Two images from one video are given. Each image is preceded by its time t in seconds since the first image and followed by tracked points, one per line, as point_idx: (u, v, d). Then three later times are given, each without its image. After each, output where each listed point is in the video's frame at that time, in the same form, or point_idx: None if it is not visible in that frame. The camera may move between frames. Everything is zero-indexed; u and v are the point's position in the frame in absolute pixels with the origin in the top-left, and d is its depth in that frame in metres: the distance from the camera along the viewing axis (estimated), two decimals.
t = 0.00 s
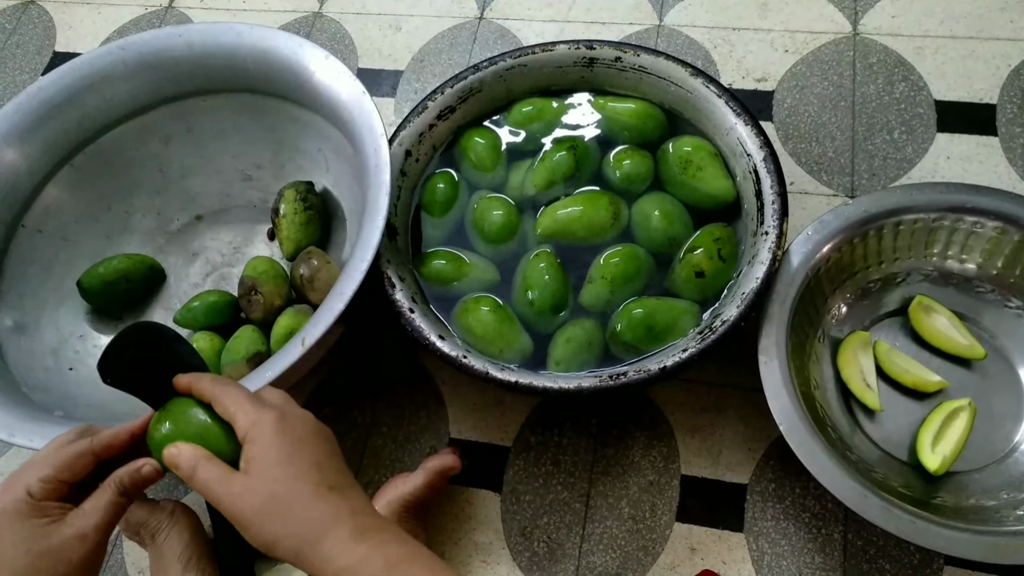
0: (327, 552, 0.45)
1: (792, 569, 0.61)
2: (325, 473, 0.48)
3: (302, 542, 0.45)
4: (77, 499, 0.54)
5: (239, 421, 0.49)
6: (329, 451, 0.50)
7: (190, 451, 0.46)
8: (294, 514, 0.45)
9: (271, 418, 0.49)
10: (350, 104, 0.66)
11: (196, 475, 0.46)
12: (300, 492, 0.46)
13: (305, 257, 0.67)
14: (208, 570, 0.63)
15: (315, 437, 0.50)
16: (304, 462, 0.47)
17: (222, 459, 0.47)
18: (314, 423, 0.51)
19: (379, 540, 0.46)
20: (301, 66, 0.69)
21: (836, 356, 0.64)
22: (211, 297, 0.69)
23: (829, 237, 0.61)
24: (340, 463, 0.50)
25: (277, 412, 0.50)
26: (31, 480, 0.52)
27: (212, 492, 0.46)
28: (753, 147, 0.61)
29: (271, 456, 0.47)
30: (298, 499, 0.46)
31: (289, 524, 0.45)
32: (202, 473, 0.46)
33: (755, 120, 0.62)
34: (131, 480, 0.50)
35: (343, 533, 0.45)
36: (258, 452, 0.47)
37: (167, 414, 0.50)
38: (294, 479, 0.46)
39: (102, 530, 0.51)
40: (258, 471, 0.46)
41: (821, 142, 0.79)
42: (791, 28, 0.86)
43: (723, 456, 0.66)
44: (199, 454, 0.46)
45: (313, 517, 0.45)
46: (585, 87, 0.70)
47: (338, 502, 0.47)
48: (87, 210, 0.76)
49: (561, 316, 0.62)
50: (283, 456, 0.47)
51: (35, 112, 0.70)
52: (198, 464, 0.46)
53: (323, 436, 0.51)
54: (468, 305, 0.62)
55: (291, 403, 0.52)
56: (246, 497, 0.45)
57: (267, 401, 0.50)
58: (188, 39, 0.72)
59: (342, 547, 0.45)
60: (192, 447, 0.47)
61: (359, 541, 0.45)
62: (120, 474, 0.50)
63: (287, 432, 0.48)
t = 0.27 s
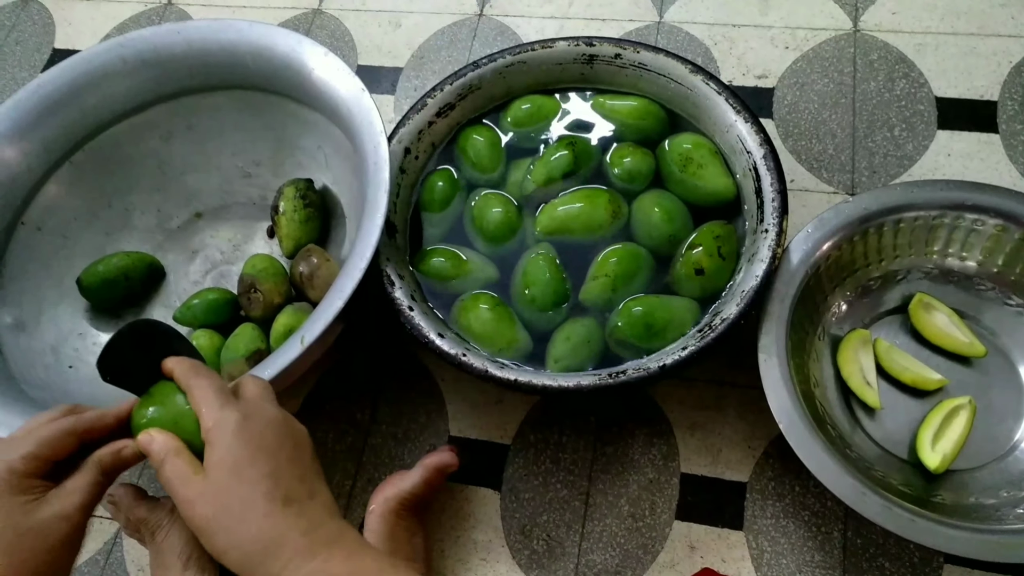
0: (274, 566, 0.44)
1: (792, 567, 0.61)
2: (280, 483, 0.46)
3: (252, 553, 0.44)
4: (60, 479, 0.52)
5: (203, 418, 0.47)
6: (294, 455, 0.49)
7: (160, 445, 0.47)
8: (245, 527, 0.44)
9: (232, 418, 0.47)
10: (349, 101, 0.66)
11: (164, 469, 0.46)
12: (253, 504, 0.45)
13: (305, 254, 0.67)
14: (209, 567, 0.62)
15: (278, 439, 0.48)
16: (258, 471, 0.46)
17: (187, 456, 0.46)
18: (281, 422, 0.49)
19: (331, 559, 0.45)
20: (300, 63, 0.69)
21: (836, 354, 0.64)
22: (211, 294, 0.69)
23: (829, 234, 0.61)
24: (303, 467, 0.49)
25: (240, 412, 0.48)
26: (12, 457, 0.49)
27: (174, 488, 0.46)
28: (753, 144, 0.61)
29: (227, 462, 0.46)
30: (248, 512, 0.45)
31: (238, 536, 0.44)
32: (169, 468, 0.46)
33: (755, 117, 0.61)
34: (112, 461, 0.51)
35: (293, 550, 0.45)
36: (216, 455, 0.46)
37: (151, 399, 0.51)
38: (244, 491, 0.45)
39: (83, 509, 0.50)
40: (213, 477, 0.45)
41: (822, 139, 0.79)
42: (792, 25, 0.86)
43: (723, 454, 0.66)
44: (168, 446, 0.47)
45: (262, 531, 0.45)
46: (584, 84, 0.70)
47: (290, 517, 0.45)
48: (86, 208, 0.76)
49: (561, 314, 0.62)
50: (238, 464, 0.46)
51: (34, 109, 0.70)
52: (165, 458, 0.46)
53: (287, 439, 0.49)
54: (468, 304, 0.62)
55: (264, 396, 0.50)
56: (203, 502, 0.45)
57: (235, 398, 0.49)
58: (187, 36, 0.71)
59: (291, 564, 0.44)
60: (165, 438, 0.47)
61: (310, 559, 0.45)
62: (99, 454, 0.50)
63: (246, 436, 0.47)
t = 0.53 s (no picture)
0: (274, 556, 0.44)
1: (793, 564, 0.61)
2: (285, 475, 0.46)
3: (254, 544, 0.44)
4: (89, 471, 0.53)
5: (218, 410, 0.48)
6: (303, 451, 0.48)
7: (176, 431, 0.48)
8: (249, 518, 0.44)
9: (244, 410, 0.48)
10: (351, 97, 0.66)
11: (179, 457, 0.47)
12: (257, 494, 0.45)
13: (307, 250, 0.67)
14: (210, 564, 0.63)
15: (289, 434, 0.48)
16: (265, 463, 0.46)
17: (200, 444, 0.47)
18: (293, 416, 0.49)
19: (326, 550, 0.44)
20: (302, 59, 0.69)
21: (839, 351, 0.64)
22: (213, 290, 0.69)
23: (833, 230, 0.61)
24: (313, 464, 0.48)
25: (254, 405, 0.48)
26: (43, 450, 0.51)
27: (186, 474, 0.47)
28: (756, 140, 0.61)
29: (236, 453, 0.46)
30: (252, 502, 0.45)
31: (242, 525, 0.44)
32: (182, 454, 0.47)
33: (758, 113, 0.61)
34: (134, 454, 0.51)
35: (292, 542, 0.44)
36: (226, 443, 0.46)
37: (176, 394, 0.53)
38: (251, 479, 0.45)
39: (111, 501, 0.51)
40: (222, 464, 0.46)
41: (825, 135, 0.78)
42: (795, 21, 0.85)
43: (725, 451, 0.66)
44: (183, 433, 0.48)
45: (261, 522, 0.44)
46: (587, 80, 0.70)
47: (293, 510, 0.45)
48: (89, 203, 0.76)
49: (563, 310, 0.62)
50: (246, 454, 0.46)
51: (37, 105, 0.70)
52: (179, 443, 0.48)
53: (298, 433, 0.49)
54: (470, 299, 0.62)
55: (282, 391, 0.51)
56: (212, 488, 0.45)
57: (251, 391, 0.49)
58: (190, 32, 0.71)
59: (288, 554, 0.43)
60: (181, 425, 0.49)
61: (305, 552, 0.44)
62: (121, 449, 0.50)
63: (257, 428, 0.47)
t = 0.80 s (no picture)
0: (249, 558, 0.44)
1: (792, 562, 0.61)
2: (273, 484, 0.46)
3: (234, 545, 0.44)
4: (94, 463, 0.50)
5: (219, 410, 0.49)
6: (295, 461, 0.49)
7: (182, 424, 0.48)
8: (234, 519, 0.44)
9: (242, 414, 0.48)
10: (350, 95, 0.66)
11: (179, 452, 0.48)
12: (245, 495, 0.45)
13: (306, 248, 0.67)
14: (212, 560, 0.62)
15: (283, 442, 0.48)
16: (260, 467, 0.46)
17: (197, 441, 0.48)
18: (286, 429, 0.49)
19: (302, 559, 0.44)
20: (301, 56, 0.69)
21: (838, 349, 0.64)
22: (212, 288, 0.69)
23: (832, 228, 0.61)
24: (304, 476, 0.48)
25: (251, 410, 0.49)
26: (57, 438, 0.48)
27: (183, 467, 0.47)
28: (756, 138, 0.60)
29: (230, 456, 0.46)
30: (238, 501, 0.45)
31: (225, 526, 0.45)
32: (182, 450, 0.48)
33: (758, 111, 0.61)
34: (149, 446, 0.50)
35: (271, 547, 0.44)
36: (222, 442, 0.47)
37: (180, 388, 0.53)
38: (238, 482, 0.45)
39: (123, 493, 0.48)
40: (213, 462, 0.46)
41: (824, 133, 0.78)
42: (795, 19, 0.85)
43: (724, 449, 0.66)
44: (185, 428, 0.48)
45: (242, 524, 0.44)
46: (587, 78, 0.70)
47: (275, 517, 0.45)
48: (88, 201, 0.76)
49: (562, 308, 0.62)
50: (240, 455, 0.46)
51: (35, 103, 0.70)
52: (183, 436, 0.48)
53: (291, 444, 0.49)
54: (470, 297, 0.62)
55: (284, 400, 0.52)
56: (201, 484, 0.46)
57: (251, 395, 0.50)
58: (189, 30, 0.71)
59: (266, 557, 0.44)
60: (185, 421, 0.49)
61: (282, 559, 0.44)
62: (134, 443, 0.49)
63: (254, 433, 0.47)
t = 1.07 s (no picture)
0: (348, 520, 0.48)
1: (792, 563, 0.61)
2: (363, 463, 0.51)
3: (329, 509, 0.48)
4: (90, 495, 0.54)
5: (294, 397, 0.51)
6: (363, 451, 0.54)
7: (240, 409, 0.46)
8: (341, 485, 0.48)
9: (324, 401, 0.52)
10: (350, 96, 0.66)
11: (237, 425, 0.46)
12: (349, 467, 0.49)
13: (305, 249, 0.67)
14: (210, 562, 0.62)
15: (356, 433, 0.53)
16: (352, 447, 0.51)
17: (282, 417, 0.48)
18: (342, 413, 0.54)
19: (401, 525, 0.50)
20: (300, 57, 0.69)
21: (837, 350, 0.64)
22: (211, 290, 0.69)
23: (831, 229, 0.61)
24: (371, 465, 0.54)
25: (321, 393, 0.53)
26: (44, 479, 0.52)
27: (266, 443, 0.46)
28: (755, 139, 0.61)
29: (324, 421, 0.50)
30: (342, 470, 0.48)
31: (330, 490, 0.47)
32: (260, 423, 0.46)
33: (757, 112, 0.61)
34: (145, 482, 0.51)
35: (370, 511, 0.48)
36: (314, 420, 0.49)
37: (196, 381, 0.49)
38: (338, 456, 0.48)
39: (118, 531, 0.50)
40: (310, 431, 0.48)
41: (824, 134, 0.78)
42: (794, 19, 0.85)
43: (723, 450, 0.66)
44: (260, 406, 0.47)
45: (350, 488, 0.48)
46: (586, 79, 0.70)
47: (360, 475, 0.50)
48: (87, 202, 0.76)
49: (562, 309, 0.62)
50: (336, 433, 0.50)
51: (34, 104, 0.70)
52: (253, 416, 0.46)
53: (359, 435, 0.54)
54: (469, 299, 0.62)
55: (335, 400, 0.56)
56: (298, 453, 0.46)
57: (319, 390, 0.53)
58: (188, 31, 0.71)
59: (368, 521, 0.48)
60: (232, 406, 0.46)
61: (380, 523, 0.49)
62: (133, 477, 0.51)
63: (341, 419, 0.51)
